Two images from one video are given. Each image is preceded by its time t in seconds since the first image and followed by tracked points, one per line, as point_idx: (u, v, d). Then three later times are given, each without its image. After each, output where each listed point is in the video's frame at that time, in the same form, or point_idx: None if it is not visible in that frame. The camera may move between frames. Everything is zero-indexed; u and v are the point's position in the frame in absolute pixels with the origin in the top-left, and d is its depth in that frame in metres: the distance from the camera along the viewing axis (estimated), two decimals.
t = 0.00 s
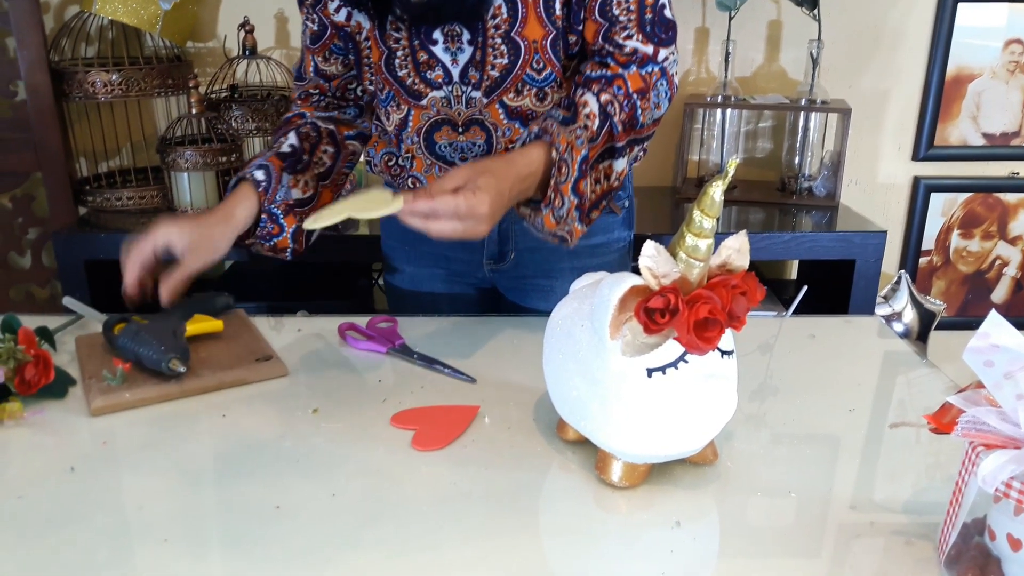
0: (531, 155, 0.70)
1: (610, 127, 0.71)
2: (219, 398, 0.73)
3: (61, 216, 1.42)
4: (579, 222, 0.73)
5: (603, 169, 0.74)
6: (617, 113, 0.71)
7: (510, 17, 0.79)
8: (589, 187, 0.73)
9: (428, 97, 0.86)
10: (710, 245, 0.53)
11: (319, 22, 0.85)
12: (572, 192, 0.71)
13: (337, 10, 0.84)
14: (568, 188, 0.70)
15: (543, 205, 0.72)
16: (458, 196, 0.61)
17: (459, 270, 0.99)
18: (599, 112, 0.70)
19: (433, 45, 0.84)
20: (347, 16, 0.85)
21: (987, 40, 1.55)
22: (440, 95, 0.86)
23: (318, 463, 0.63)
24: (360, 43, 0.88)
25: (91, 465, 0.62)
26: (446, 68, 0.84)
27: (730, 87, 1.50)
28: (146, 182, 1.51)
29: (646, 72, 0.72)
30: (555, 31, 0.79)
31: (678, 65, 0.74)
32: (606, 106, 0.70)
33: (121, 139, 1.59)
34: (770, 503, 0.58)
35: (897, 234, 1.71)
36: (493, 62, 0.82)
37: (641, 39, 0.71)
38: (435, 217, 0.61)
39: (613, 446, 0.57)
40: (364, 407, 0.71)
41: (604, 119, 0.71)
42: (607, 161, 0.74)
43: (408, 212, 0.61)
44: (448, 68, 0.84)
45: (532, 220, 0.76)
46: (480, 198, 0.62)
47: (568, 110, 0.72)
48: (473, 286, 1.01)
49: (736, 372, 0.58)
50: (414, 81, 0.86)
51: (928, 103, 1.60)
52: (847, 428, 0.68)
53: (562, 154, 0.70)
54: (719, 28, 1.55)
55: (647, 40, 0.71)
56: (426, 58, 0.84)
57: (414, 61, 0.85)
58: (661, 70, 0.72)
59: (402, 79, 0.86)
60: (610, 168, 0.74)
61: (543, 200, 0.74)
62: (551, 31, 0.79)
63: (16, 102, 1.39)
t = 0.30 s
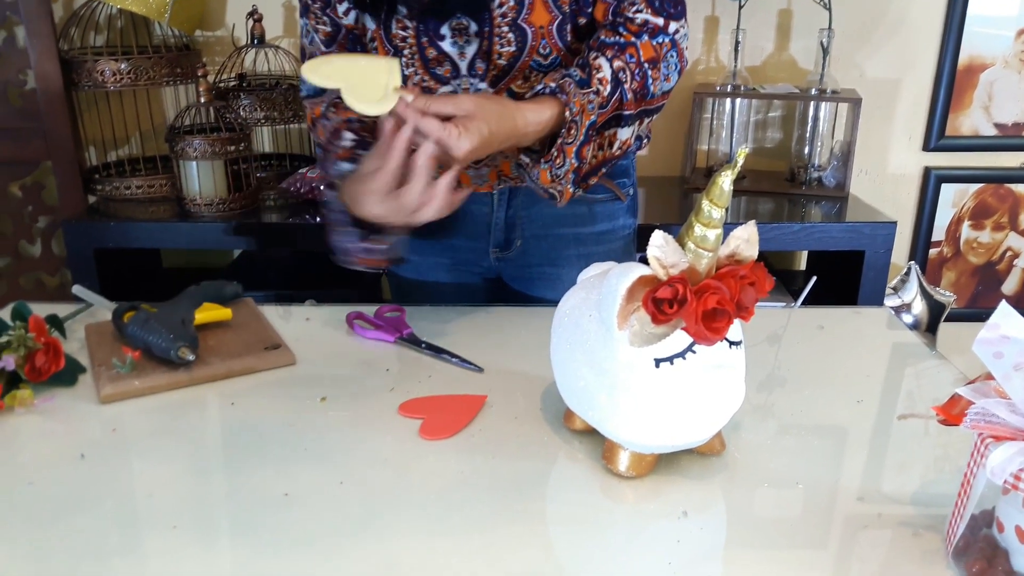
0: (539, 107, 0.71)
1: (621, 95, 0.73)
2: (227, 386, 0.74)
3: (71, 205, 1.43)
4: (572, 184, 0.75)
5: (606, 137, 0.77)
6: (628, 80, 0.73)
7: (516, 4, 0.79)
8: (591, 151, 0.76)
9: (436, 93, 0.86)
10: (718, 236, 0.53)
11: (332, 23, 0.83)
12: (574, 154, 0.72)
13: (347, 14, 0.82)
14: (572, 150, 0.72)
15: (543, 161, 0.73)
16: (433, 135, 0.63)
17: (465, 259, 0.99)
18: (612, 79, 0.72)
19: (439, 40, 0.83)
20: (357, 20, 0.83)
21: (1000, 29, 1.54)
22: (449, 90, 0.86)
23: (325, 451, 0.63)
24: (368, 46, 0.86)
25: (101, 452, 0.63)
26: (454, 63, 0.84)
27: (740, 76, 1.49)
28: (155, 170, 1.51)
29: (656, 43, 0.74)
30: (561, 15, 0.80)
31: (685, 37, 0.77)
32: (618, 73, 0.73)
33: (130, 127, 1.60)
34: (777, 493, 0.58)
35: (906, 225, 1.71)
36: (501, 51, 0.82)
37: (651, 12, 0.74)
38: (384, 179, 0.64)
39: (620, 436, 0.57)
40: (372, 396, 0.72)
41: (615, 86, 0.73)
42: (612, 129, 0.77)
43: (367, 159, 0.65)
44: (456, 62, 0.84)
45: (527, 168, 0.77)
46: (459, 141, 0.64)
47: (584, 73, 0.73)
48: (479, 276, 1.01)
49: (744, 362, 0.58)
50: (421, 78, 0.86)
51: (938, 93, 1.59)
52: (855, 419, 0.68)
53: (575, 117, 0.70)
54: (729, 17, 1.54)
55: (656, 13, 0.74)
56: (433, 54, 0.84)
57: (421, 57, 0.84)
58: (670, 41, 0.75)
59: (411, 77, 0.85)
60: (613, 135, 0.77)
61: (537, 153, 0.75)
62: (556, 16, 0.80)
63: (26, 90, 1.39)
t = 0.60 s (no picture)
0: (564, 111, 0.73)
1: (637, 92, 0.75)
2: (235, 376, 0.74)
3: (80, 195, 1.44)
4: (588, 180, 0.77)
5: (623, 132, 0.79)
6: (644, 77, 0.74)
7: (534, 4, 0.79)
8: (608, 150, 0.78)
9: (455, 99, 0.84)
10: (727, 229, 0.53)
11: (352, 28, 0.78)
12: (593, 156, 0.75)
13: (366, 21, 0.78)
14: (592, 152, 0.74)
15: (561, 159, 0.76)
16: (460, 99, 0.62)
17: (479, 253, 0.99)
18: (627, 77, 0.74)
19: (458, 46, 0.82)
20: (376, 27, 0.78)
21: (1011, 23, 1.52)
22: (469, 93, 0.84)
23: (332, 442, 0.63)
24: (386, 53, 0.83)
25: (109, 442, 0.63)
26: (473, 67, 0.83)
27: (749, 70, 1.49)
28: (164, 161, 1.51)
29: (668, 35, 0.76)
30: (577, 12, 0.81)
31: (696, 28, 0.79)
32: (634, 71, 0.74)
33: (139, 118, 1.60)
34: (783, 487, 0.58)
35: (915, 220, 1.70)
36: (520, 52, 0.82)
37: (661, 4, 0.76)
38: (432, 147, 0.65)
39: (627, 429, 0.57)
40: (379, 388, 0.72)
41: (631, 83, 0.74)
42: (629, 124, 0.78)
43: (410, 138, 0.68)
44: (474, 65, 0.83)
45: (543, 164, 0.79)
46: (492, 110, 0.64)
47: (602, 73, 0.73)
48: (490, 272, 1.00)
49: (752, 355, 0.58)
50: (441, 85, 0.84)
51: (948, 88, 1.58)
52: (862, 414, 0.68)
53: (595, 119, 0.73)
54: (738, 10, 1.54)
55: (666, 5, 0.76)
56: (452, 60, 0.82)
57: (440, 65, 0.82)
58: (682, 32, 0.77)
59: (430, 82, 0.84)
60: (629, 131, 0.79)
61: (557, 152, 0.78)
62: (573, 13, 0.81)
63: (35, 80, 1.39)
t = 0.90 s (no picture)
0: (563, 140, 0.75)
1: (638, 109, 0.76)
2: (238, 374, 0.74)
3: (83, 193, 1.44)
4: (592, 200, 0.79)
5: (626, 148, 0.80)
6: (645, 94, 0.76)
7: (538, 21, 0.80)
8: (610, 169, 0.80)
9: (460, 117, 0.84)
10: (730, 226, 0.53)
11: (355, 45, 0.78)
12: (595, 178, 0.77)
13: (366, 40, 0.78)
14: (593, 175, 0.76)
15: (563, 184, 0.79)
16: (460, 120, 0.62)
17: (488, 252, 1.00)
18: (629, 95, 0.75)
19: (462, 65, 0.81)
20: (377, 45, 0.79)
21: (1014, 20, 1.52)
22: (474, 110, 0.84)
23: (335, 440, 0.63)
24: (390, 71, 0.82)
25: (112, 440, 0.63)
26: (478, 83, 0.82)
27: (753, 67, 1.48)
28: (167, 159, 1.52)
29: (669, 48, 0.77)
30: (581, 26, 0.82)
31: (698, 36, 0.80)
32: (634, 88, 0.75)
33: (142, 115, 1.60)
34: (787, 485, 0.58)
35: (918, 217, 1.70)
36: (525, 68, 0.83)
37: (662, 16, 0.77)
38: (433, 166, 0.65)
39: (630, 427, 0.57)
40: (382, 385, 0.72)
41: (632, 101, 0.75)
42: (631, 140, 0.79)
43: (412, 154, 0.67)
44: (479, 82, 0.82)
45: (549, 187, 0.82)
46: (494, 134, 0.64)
47: (603, 96, 0.75)
48: (498, 271, 1.01)
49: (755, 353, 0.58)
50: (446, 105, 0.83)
51: (952, 84, 1.58)
52: (866, 412, 0.68)
53: (596, 144, 0.75)
54: (742, 7, 1.53)
55: (667, 17, 0.77)
56: (457, 79, 0.82)
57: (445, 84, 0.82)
58: (683, 44, 0.78)
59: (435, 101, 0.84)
60: (633, 146, 0.80)
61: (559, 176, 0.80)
62: (576, 28, 0.82)
63: (38, 78, 1.40)
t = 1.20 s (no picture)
0: (575, 155, 0.72)
1: (649, 118, 0.74)
2: (237, 372, 0.74)
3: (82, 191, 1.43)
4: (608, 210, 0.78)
5: (641, 156, 0.76)
6: (656, 102, 0.73)
7: (543, 32, 0.81)
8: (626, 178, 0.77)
9: (468, 125, 0.89)
10: (730, 222, 0.53)
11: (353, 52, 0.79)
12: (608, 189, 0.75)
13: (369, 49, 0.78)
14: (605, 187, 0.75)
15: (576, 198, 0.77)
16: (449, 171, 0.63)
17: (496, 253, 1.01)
18: (639, 104, 0.73)
19: (468, 75, 0.86)
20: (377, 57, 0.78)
21: (1014, 16, 1.52)
22: (480, 119, 0.89)
23: (334, 437, 0.63)
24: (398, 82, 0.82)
25: (111, 438, 0.63)
26: (484, 93, 0.87)
27: (752, 63, 1.48)
28: (166, 156, 1.51)
29: (679, 54, 0.73)
30: (587, 36, 0.81)
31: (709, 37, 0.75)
32: (646, 97, 0.73)
33: (140, 113, 1.60)
34: (786, 480, 0.58)
35: (918, 213, 1.70)
36: (532, 79, 0.85)
37: (670, 21, 0.72)
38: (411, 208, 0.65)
39: (629, 423, 0.57)
40: (382, 383, 0.72)
41: (644, 110, 0.73)
42: (645, 147, 0.76)
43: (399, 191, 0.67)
44: (485, 91, 0.87)
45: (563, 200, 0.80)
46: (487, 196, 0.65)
47: (613, 107, 0.73)
48: (505, 269, 1.03)
49: (756, 349, 0.58)
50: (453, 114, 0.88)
51: (951, 80, 1.57)
52: (866, 408, 0.68)
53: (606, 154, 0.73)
54: (741, 3, 1.53)
55: (675, 22, 0.72)
56: (464, 89, 0.87)
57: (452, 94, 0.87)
58: (693, 48, 0.73)
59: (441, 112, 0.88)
60: (647, 155, 0.76)
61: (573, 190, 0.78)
62: (583, 37, 0.81)
63: (36, 76, 1.39)
